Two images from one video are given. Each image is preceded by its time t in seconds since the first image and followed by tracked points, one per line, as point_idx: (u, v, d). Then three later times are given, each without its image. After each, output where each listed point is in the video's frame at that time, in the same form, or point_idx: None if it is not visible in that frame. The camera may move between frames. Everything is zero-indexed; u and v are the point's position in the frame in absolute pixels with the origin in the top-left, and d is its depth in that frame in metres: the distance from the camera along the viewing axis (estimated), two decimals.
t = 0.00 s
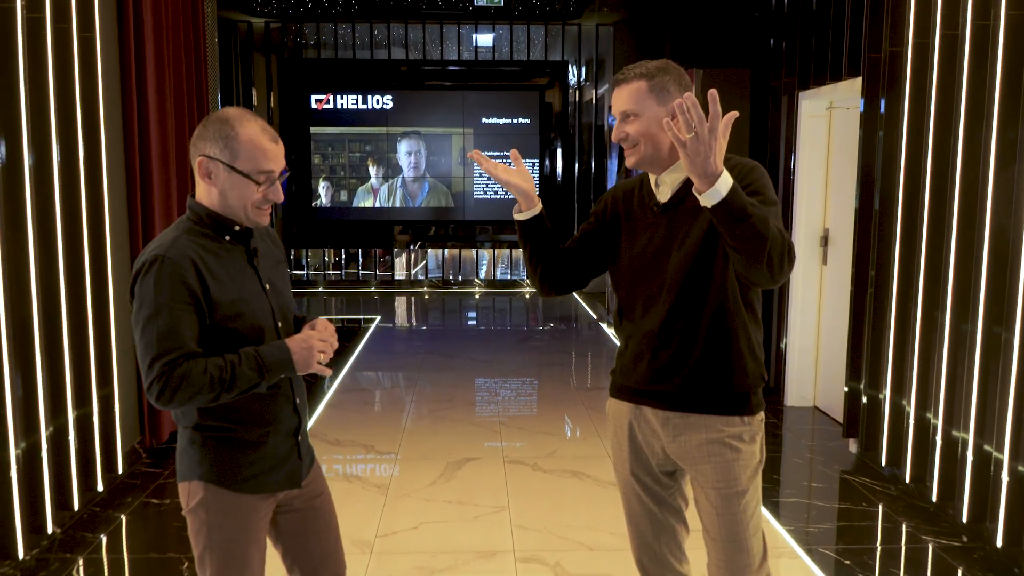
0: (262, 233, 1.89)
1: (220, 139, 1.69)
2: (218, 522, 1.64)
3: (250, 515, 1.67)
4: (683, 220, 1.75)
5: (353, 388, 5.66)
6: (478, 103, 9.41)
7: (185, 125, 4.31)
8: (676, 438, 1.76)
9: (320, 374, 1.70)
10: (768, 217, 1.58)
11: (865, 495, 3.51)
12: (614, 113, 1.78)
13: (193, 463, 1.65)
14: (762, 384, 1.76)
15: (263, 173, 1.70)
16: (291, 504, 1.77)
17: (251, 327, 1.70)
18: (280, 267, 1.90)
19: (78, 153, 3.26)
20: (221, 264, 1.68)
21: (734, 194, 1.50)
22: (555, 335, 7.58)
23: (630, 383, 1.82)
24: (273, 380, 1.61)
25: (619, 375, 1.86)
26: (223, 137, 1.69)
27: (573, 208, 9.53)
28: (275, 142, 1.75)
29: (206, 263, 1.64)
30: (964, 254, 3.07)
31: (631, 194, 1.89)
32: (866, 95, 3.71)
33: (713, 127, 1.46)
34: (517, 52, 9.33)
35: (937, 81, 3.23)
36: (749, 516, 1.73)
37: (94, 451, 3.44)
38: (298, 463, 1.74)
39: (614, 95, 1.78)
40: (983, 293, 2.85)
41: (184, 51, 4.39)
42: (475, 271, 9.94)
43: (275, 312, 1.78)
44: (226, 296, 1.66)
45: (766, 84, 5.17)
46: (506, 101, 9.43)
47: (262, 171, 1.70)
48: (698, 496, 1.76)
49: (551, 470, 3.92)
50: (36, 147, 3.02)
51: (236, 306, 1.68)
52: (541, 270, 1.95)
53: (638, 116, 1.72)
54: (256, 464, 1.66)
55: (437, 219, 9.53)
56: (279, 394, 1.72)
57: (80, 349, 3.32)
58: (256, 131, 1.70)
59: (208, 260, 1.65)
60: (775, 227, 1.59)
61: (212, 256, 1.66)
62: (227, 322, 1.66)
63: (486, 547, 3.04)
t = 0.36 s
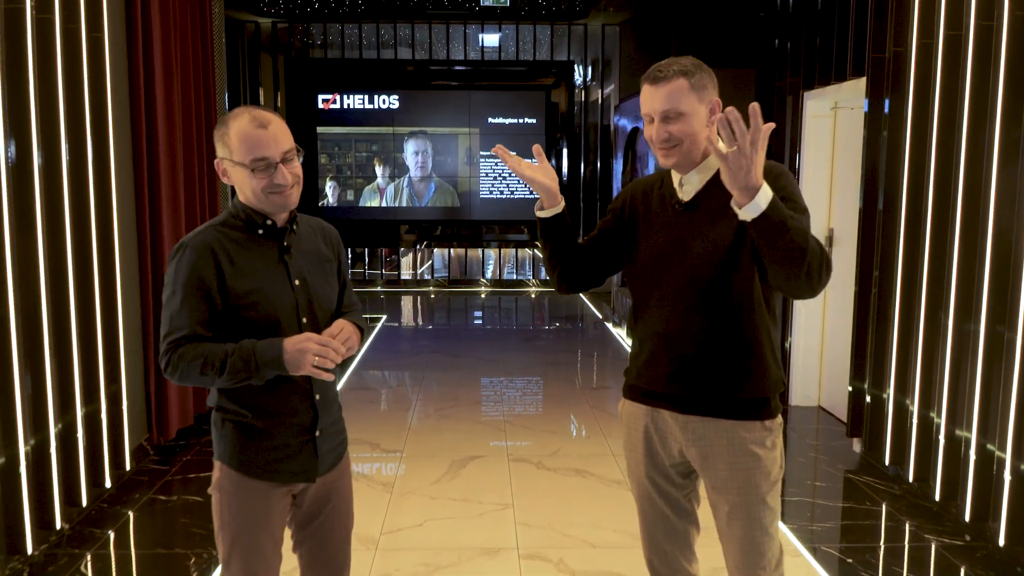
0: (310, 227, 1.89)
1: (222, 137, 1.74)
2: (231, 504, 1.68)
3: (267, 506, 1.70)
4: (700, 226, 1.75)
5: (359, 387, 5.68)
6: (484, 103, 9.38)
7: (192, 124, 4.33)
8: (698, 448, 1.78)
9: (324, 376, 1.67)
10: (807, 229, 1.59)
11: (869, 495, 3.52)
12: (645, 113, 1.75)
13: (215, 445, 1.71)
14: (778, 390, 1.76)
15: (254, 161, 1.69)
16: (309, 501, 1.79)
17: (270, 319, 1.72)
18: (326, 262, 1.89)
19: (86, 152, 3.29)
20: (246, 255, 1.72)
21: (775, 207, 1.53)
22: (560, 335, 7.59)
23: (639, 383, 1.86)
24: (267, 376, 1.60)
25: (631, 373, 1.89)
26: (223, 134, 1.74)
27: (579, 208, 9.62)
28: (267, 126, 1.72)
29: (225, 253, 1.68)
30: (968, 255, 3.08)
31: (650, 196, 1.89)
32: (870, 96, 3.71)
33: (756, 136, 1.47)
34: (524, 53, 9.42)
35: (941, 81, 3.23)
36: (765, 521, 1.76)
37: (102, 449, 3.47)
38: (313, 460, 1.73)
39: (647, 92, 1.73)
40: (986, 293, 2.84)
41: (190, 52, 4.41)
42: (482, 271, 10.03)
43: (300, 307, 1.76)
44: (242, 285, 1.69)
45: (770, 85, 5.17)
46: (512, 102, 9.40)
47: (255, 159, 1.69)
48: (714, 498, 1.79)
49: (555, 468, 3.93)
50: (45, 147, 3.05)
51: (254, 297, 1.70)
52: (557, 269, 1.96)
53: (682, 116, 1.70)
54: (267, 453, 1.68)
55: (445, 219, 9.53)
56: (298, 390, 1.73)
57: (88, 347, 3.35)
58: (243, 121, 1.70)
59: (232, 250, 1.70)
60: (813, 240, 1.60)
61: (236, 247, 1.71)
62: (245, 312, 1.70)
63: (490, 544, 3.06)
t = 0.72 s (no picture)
0: (358, 226, 1.96)
1: (287, 142, 1.81)
2: (265, 478, 1.84)
3: (295, 484, 1.83)
4: (752, 232, 1.74)
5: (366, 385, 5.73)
6: (490, 103, 9.44)
7: (201, 124, 4.38)
8: (733, 453, 1.79)
9: (347, 376, 1.77)
10: (865, 268, 1.64)
11: (870, 491, 3.55)
12: (704, 94, 1.76)
13: (259, 424, 1.89)
14: (813, 396, 1.77)
15: (306, 181, 1.78)
16: (340, 481, 1.91)
17: (307, 314, 1.84)
18: (369, 262, 1.95)
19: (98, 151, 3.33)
20: (288, 253, 1.84)
21: (833, 259, 1.57)
22: (565, 334, 7.63)
23: (665, 383, 1.87)
24: (292, 367, 1.73)
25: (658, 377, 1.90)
26: (288, 140, 1.81)
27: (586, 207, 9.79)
28: (329, 151, 1.77)
29: (267, 250, 1.82)
30: (968, 254, 3.10)
31: (693, 197, 1.84)
32: (873, 95, 3.74)
33: (807, 192, 1.52)
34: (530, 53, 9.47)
35: (944, 76, 3.26)
36: (794, 525, 1.76)
37: (113, 446, 3.52)
38: (339, 448, 1.84)
39: (711, 74, 1.75)
40: (986, 291, 2.87)
41: (200, 53, 4.46)
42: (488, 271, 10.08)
43: (335, 304, 1.86)
44: (281, 281, 1.83)
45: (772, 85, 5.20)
46: (519, 102, 9.45)
47: (308, 180, 1.77)
48: (746, 500, 1.79)
49: (561, 465, 3.98)
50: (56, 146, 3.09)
51: (292, 292, 1.83)
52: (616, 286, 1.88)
53: (747, 105, 1.73)
54: (295, 435, 1.82)
55: (453, 219, 9.56)
56: (329, 380, 1.85)
57: (100, 344, 3.40)
58: (306, 141, 1.76)
59: (274, 247, 1.83)
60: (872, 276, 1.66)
61: (278, 246, 1.83)
62: (282, 306, 1.83)
63: (496, 539, 3.10)
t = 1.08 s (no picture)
0: (387, 228, 1.98)
1: (323, 143, 1.83)
2: (280, 467, 1.87)
3: (309, 475, 1.86)
4: (788, 237, 1.75)
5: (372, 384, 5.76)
6: (495, 103, 9.44)
7: (206, 125, 4.41)
8: (770, 457, 1.78)
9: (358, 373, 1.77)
10: (898, 295, 1.64)
11: (872, 487, 3.57)
12: (739, 99, 1.76)
13: (278, 415, 1.92)
14: (855, 401, 1.76)
15: (339, 183, 1.80)
16: (357, 473, 1.93)
17: (329, 309, 1.87)
18: (394, 264, 1.98)
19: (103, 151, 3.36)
20: (316, 249, 1.87)
21: (868, 306, 1.58)
22: (569, 333, 7.65)
23: (708, 393, 1.86)
24: (309, 359, 1.76)
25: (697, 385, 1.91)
26: (324, 141, 1.83)
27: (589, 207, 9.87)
28: (363, 155, 1.78)
29: (295, 245, 1.86)
30: (969, 252, 3.11)
31: (724, 200, 1.86)
32: (875, 94, 3.75)
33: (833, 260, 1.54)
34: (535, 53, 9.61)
35: (944, 73, 3.27)
36: (826, 530, 1.74)
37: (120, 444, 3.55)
38: (352, 441, 1.86)
39: (745, 77, 1.76)
40: (986, 288, 2.89)
41: (205, 55, 4.49)
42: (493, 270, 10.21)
43: (356, 302, 1.89)
44: (306, 275, 1.86)
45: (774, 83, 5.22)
46: (523, 102, 9.45)
47: (340, 183, 1.80)
48: (778, 503, 1.78)
49: (565, 462, 4.00)
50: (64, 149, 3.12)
51: (316, 286, 1.86)
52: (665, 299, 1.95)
53: (780, 108, 1.73)
54: (311, 427, 1.85)
55: (456, 219, 9.58)
56: (345, 375, 1.87)
57: (107, 343, 3.43)
58: (341, 145, 1.78)
59: (302, 242, 1.86)
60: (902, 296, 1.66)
61: (306, 240, 1.87)
62: (305, 300, 1.87)
63: (500, 536, 3.12)
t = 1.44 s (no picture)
0: (388, 227, 2.00)
1: (327, 142, 1.85)
2: (278, 462, 1.89)
3: (307, 471, 1.88)
4: (799, 235, 1.75)
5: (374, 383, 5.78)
6: (497, 102, 9.46)
7: (210, 125, 4.43)
8: (775, 456, 1.79)
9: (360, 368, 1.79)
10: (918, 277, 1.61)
11: (871, 484, 3.59)
12: (739, 104, 1.80)
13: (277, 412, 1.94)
14: (864, 403, 1.75)
15: (342, 183, 1.81)
16: (353, 472, 1.95)
17: (330, 305, 1.89)
18: (395, 262, 2.00)
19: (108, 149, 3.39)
20: (318, 246, 1.89)
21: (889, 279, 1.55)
22: (571, 332, 7.67)
23: (724, 390, 1.87)
24: (309, 355, 1.77)
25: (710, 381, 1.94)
26: (328, 140, 1.85)
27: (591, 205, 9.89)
28: (366, 156, 1.80)
29: (297, 242, 1.88)
30: (969, 251, 3.12)
31: (745, 194, 1.87)
32: (876, 92, 3.76)
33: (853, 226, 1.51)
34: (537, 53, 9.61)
35: (944, 72, 3.28)
36: (829, 530, 1.75)
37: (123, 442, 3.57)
38: (351, 438, 1.88)
39: (742, 84, 1.80)
40: (986, 284, 2.90)
41: (209, 55, 4.52)
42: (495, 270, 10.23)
43: (358, 299, 1.91)
44: (308, 272, 1.88)
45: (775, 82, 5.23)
46: (525, 101, 9.48)
47: (343, 182, 1.81)
48: (783, 500, 1.79)
49: (567, 460, 4.02)
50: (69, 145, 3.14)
51: (318, 283, 1.88)
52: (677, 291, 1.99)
53: (769, 110, 1.74)
54: (310, 423, 1.87)
55: (458, 218, 9.60)
56: (344, 372, 1.89)
57: (111, 340, 3.46)
58: (345, 144, 1.79)
59: (304, 239, 1.88)
60: (928, 286, 1.63)
61: (308, 237, 1.89)
62: (307, 296, 1.89)
63: (502, 532, 3.14)
